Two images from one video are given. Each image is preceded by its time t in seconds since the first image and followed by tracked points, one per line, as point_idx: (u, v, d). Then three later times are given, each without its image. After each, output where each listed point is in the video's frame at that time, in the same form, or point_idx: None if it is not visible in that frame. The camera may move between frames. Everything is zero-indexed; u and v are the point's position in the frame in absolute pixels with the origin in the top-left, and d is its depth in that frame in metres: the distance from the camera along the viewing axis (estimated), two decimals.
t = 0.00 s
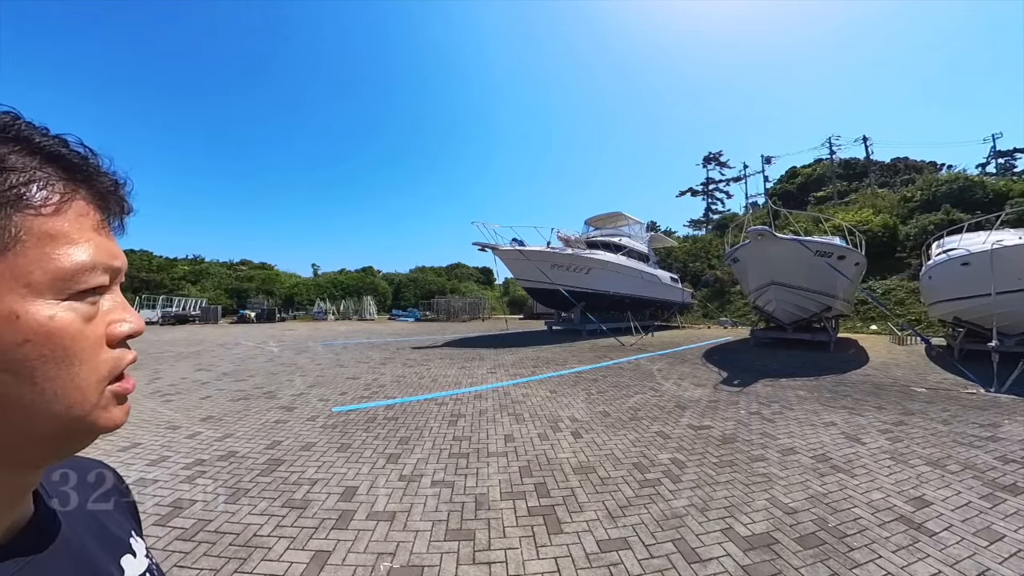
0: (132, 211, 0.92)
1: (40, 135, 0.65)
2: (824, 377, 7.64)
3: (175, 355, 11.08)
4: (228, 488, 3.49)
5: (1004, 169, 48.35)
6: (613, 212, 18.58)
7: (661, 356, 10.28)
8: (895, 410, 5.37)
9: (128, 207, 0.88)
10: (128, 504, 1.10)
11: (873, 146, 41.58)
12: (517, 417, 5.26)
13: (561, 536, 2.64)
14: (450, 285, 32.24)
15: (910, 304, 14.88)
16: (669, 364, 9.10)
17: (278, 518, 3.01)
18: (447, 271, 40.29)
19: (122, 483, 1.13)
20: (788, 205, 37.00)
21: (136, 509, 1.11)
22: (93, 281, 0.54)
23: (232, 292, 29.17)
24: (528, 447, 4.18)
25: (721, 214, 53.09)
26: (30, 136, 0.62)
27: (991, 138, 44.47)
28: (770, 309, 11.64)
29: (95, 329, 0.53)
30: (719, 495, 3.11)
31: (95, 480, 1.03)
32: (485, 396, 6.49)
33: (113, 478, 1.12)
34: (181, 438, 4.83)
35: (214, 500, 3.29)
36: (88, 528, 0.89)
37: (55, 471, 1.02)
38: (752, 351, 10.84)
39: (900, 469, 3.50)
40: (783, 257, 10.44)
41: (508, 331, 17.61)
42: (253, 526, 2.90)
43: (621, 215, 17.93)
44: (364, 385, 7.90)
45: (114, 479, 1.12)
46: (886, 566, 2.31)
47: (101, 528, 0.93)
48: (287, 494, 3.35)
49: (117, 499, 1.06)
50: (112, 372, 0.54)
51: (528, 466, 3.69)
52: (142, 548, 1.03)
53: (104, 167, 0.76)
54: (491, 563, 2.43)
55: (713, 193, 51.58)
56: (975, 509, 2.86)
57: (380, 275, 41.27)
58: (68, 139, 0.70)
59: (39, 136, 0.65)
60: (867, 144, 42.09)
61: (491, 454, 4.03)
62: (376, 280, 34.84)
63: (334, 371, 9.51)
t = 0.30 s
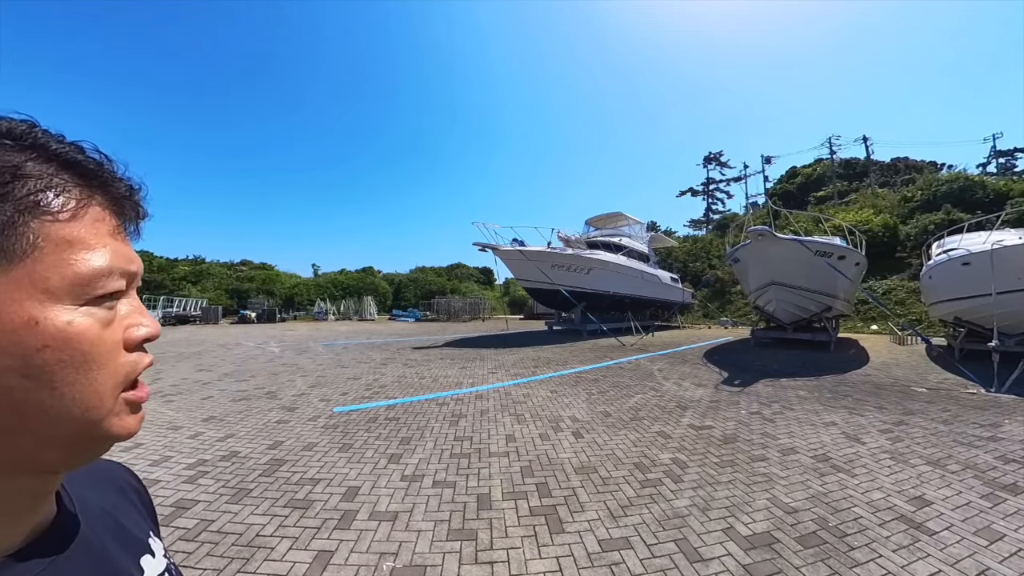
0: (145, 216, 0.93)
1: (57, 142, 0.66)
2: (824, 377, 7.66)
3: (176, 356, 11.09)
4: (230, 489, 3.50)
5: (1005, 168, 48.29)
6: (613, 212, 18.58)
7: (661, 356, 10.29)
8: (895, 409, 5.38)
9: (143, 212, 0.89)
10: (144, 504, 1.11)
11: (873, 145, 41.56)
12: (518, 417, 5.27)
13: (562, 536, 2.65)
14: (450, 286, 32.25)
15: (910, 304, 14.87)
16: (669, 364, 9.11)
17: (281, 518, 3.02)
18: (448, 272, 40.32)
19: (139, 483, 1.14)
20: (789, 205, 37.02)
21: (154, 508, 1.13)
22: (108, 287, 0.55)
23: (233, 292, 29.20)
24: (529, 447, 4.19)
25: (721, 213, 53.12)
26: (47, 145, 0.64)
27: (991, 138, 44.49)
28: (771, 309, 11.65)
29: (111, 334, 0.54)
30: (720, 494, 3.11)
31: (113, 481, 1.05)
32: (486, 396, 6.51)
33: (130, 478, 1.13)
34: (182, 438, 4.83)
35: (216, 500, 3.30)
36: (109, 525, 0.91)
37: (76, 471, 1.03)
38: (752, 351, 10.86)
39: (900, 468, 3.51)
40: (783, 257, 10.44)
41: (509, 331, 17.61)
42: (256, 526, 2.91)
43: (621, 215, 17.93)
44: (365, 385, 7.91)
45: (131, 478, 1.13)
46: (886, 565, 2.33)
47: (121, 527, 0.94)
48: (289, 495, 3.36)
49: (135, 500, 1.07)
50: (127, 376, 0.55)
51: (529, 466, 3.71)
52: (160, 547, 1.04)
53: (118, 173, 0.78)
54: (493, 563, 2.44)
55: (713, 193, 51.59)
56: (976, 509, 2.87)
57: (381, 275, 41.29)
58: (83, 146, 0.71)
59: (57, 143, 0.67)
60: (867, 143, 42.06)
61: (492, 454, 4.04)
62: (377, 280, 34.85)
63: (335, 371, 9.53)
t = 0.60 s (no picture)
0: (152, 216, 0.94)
1: (68, 143, 0.68)
2: (824, 377, 7.66)
3: (177, 356, 11.10)
4: (231, 488, 3.51)
5: (1005, 168, 48.21)
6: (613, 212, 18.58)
7: (661, 356, 10.29)
8: (895, 409, 5.38)
9: (151, 212, 0.90)
10: (153, 502, 1.12)
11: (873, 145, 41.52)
12: (518, 417, 5.27)
13: (562, 535, 2.65)
14: (451, 286, 32.25)
15: (910, 304, 14.86)
16: (669, 364, 9.11)
17: (281, 517, 3.02)
18: (448, 272, 40.34)
19: (148, 481, 1.14)
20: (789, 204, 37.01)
21: (162, 507, 1.13)
22: (118, 284, 0.56)
23: (233, 292, 29.22)
24: (529, 446, 4.20)
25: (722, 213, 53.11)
26: (58, 145, 0.65)
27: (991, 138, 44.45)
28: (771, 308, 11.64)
29: (121, 330, 0.55)
30: (719, 494, 3.12)
31: (123, 479, 1.05)
32: (486, 396, 6.51)
33: (139, 475, 1.13)
34: (183, 438, 4.83)
35: (217, 500, 3.31)
36: (118, 521, 0.91)
37: (86, 468, 1.04)
38: (752, 351, 10.86)
39: (899, 468, 3.52)
40: (783, 257, 10.44)
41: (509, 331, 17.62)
42: (256, 526, 2.92)
43: (621, 215, 17.93)
44: (366, 385, 7.92)
45: (141, 476, 1.14)
46: (886, 564, 2.33)
47: (130, 524, 0.95)
48: (290, 494, 3.37)
49: (144, 497, 1.08)
50: (137, 372, 0.55)
51: (529, 465, 3.71)
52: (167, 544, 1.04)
53: (127, 173, 0.79)
54: (493, 562, 2.44)
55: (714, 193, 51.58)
56: (975, 508, 2.87)
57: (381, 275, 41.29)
58: (93, 146, 0.72)
59: (66, 143, 0.68)
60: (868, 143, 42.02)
61: (492, 454, 4.05)
62: (377, 280, 34.84)
63: (336, 371, 9.54)
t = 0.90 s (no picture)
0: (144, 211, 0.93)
1: (58, 136, 0.67)
2: (824, 376, 7.65)
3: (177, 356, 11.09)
4: (229, 488, 3.50)
5: (1006, 167, 48.13)
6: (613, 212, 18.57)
7: (661, 356, 10.28)
8: (895, 409, 5.37)
9: (143, 207, 0.89)
10: (145, 502, 1.11)
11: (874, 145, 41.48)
12: (518, 417, 5.26)
13: (562, 535, 2.64)
14: (451, 286, 32.23)
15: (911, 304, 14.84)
16: (669, 364, 9.10)
17: (280, 517, 3.02)
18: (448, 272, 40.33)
19: (140, 480, 1.13)
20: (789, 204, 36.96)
21: (154, 506, 1.12)
22: (107, 279, 0.55)
23: (234, 293, 29.22)
24: (529, 447, 4.19)
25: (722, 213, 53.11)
26: (47, 138, 0.64)
27: (991, 137, 44.39)
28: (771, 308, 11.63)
29: (110, 325, 0.54)
30: (719, 494, 3.11)
31: (114, 478, 1.04)
32: (486, 396, 6.50)
33: (130, 474, 1.12)
34: (182, 439, 4.82)
35: (216, 500, 3.30)
36: (107, 521, 0.90)
37: (77, 467, 1.03)
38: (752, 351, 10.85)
39: (900, 468, 3.50)
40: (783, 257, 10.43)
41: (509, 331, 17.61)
42: (255, 526, 2.91)
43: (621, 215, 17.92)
44: (365, 385, 7.91)
45: (132, 475, 1.13)
46: (886, 564, 2.32)
47: (120, 523, 0.94)
48: (288, 495, 3.36)
49: (135, 497, 1.07)
50: (126, 369, 0.54)
51: (529, 466, 3.70)
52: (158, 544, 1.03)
53: (118, 168, 0.78)
54: (492, 563, 2.43)
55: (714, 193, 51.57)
56: (977, 508, 2.86)
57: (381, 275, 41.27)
58: (83, 140, 0.71)
59: (57, 137, 0.67)
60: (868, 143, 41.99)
61: (491, 454, 4.04)
62: (378, 280, 34.82)
63: (336, 371, 9.54)
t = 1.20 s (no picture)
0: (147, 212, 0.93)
1: (64, 138, 0.66)
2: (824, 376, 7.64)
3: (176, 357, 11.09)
4: (229, 488, 3.50)
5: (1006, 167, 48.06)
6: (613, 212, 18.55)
7: (661, 356, 10.27)
8: (895, 409, 5.36)
9: (148, 209, 0.89)
10: (147, 502, 1.11)
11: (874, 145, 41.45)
12: (517, 417, 5.26)
13: (562, 536, 2.64)
14: (451, 286, 32.20)
15: (911, 304, 14.82)
16: (669, 364, 9.09)
17: (279, 518, 3.01)
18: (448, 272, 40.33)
19: (141, 480, 1.13)
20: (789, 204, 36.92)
21: (155, 505, 1.12)
22: (114, 278, 0.55)
23: (234, 293, 29.21)
24: (529, 447, 4.19)
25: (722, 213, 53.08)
26: (54, 140, 0.63)
27: (992, 136, 44.31)
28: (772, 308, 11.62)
29: (116, 325, 0.54)
30: (719, 494, 3.10)
31: (115, 477, 1.04)
32: (486, 396, 6.50)
33: (131, 475, 1.12)
34: (181, 439, 4.82)
35: (215, 500, 3.29)
36: (109, 520, 0.90)
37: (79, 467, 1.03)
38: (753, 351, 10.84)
39: (900, 468, 3.50)
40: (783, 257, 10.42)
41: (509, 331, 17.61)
42: (254, 526, 2.91)
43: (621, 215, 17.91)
44: (365, 385, 7.91)
45: (133, 475, 1.12)
46: (887, 564, 2.32)
47: (122, 522, 0.93)
48: (288, 495, 3.35)
49: (137, 496, 1.07)
50: (134, 367, 0.54)
51: (528, 466, 3.69)
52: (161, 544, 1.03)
53: (123, 170, 0.77)
54: (491, 563, 2.43)
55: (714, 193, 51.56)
56: (977, 508, 2.85)
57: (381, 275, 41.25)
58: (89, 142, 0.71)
59: (64, 139, 0.67)
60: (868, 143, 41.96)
61: (491, 455, 4.03)
62: (378, 280, 34.82)
63: (336, 371, 9.55)
